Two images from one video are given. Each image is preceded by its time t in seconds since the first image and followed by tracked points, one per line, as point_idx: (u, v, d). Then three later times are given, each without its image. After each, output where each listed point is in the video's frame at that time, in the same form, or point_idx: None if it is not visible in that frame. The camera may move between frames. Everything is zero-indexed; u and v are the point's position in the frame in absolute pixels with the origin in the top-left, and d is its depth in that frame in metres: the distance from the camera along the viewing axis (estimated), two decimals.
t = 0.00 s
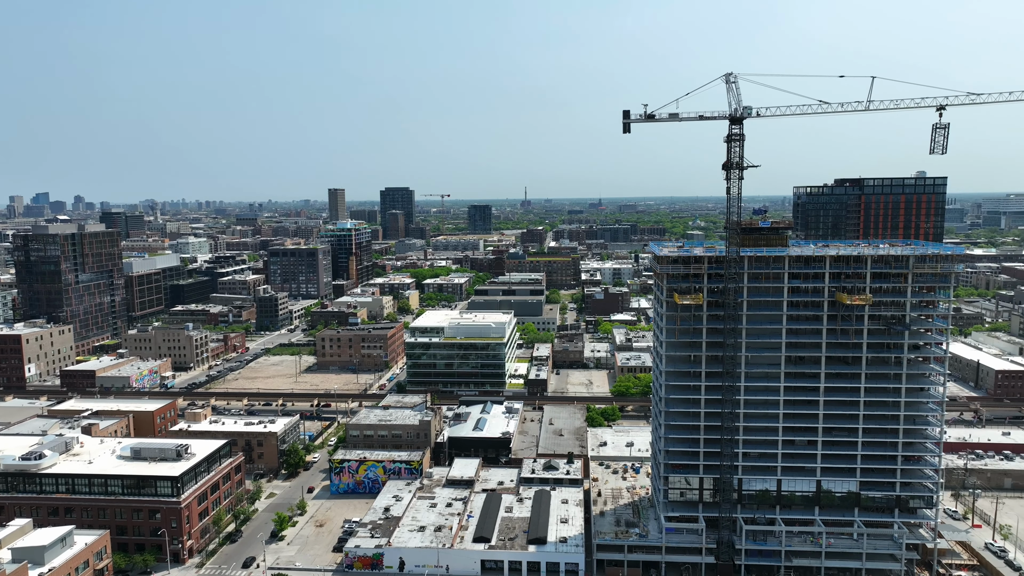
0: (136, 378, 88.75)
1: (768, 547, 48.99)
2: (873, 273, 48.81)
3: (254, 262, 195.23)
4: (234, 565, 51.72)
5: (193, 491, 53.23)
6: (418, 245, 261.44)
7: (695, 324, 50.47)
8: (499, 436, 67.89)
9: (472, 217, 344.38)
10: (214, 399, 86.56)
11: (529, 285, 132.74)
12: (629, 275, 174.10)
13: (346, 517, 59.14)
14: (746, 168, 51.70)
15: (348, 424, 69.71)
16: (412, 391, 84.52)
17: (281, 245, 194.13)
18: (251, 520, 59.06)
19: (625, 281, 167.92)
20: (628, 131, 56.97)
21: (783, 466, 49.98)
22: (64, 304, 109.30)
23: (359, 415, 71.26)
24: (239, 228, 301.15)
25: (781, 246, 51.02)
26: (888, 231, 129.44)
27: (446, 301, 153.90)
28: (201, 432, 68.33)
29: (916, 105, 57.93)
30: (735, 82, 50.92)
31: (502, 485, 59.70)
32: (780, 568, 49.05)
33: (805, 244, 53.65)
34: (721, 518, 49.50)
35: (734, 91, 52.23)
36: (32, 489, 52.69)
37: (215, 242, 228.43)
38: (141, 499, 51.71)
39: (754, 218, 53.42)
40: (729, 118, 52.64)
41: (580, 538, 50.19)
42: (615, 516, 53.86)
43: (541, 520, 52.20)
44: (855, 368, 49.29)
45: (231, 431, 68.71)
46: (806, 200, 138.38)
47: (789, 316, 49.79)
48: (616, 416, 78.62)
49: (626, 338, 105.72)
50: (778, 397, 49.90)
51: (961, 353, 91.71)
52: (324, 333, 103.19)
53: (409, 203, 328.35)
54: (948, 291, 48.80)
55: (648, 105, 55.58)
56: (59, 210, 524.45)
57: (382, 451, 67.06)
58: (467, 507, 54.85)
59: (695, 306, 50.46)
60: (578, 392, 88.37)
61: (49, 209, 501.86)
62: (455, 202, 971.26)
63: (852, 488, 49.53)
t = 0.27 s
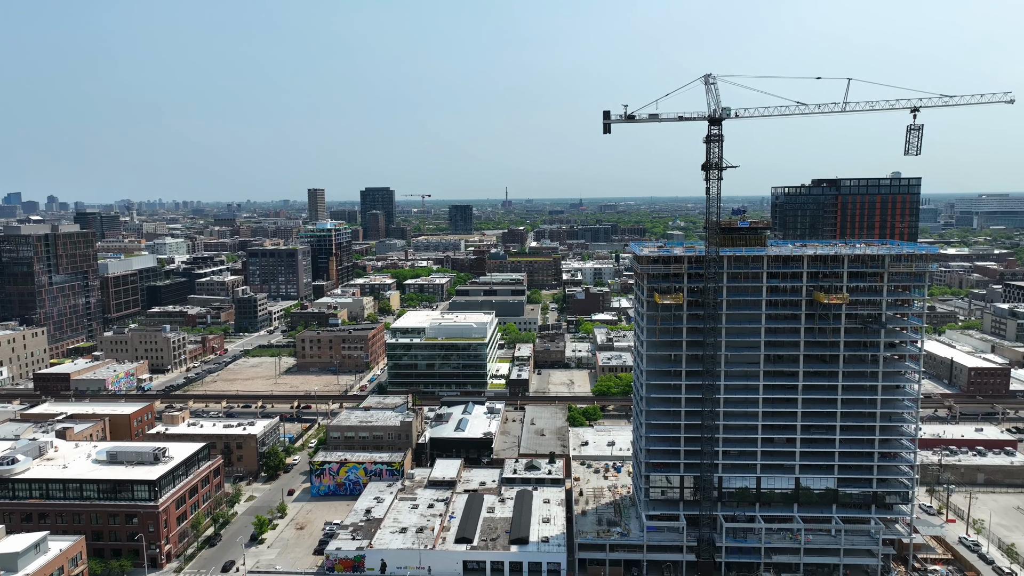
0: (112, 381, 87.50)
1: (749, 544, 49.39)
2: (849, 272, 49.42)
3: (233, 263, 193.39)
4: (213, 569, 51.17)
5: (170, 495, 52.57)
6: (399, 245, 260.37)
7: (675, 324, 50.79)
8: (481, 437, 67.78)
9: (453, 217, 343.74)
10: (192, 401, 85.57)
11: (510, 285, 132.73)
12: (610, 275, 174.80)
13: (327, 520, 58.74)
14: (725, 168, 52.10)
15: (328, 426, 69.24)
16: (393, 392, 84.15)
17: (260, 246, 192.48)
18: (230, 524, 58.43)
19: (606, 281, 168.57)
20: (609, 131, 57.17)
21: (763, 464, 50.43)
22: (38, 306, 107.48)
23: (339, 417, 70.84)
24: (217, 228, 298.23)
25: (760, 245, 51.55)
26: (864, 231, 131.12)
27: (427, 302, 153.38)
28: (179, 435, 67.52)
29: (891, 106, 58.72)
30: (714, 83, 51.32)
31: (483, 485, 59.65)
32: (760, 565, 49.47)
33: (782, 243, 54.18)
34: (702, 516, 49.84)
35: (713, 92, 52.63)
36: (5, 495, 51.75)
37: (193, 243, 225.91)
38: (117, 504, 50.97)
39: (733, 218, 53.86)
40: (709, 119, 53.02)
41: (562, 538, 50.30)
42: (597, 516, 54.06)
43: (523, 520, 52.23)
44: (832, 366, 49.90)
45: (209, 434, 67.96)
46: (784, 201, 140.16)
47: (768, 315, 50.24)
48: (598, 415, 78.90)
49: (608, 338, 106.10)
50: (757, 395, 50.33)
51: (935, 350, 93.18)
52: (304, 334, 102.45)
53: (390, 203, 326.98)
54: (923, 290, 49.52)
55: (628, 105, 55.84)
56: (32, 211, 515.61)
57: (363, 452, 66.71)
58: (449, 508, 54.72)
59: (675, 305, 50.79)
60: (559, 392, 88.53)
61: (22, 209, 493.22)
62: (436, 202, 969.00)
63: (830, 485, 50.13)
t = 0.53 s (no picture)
0: (87, 384, 86.15)
1: (729, 542, 49.60)
2: (827, 271, 50.02)
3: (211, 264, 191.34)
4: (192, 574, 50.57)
5: (148, 499, 51.87)
6: (380, 245, 259.11)
7: (656, 324, 51.09)
8: (463, 437, 67.66)
9: (434, 218, 342.89)
10: (169, 404, 84.49)
11: (491, 285, 132.68)
12: (591, 275, 175.37)
13: (308, 522, 58.31)
14: (705, 169, 52.49)
15: (308, 428, 68.75)
16: (374, 393, 83.74)
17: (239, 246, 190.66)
18: (209, 528, 57.78)
19: (586, 281, 169.10)
20: (589, 131, 57.34)
21: (742, 462, 50.86)
22: (10, 309, 105.52)
23: (320, 419, 70.35)
24: (194, 229, 294.78)
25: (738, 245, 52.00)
26: (841, 231, 132.77)
27: (408, 303, 152.80)
28: (156, 438, 66.65)
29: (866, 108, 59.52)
30: (693, 84, 51.67)
31: (465, 486, 59.55)
32: (740, 562, 49.86)
33: (761, 243, 54.69)
34: (682, 514, 50.18)
35: (693, 93, 53.01)
36: None
37: (170, 243, 223.08)
38: (93, 509, 50.19)
39: (712, 218, 54.24)
40: (688, 120, 53.38)
41: (544, 538, 50.37)
42: (579, 515, 54.22)
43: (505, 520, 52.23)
44: (810, 365, 50.51)
45: (187, 437, 67.16)
46: (762, 201, 141.43)
47: (747, 314, 50.68)
48: (579, 415, 79.12)
49: (589, 338, 106.44)
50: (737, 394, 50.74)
51: (910, 348, 94.62)
52: (284, 335, 101.65)
53: (370, 203, 325.34)
54: (898, 289, 50.25)
55: (609, 106, 56.07)
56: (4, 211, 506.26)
57: (343, 454, 66.31)
58: (431, 509, 54.57)
59: (656, 305, 51.09)
60: (541, 392, 88.68)
61: None
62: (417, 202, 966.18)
63: (808, 482, 50.69)
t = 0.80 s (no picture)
0: (61, 387, 84.74)
1: (709, 539, 50.08)
2: (804, 271, 50.58)
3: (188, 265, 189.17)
4: None
5: (124, 504, 51.14)
6: (360, 246, 257.87)
7: (636, 323, 51.38)
8: (444, 438, 67.48)
9: (415, 218, 341.85)
10: (146, 407, 83.40)
11: (472, 285, 132.53)
12: (571, 276, 175.85)
13: (288, 525, 57.85)
14: (684, 169, 52.85)
15: (288, 430, 68.21)
16: (354, 395, 83.30)
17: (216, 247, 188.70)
18: (187, 532, 57.10)
19: (567, 281, 169.53)
20: (569, 131, 57.52)
21: (722, 460, 51.27)
22: None
23: (300, 420, 69.82)
24: (171, 229, 291.41)
25: (716, 245, 52.54)
26: (817, 231, 134.51)
27: (388, 303, 152.16)
28: (133, 442, 65.76)
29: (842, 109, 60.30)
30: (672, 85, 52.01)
31: (447, 486, 59.42)
32: (721, 559, 50.30)
33: (739, 243, 55.17)
34: (663, 513, 50.48)
35: (672, 95, 53.38)
36: None
37: (146, 244, 220.21)
38: (68, 514, 49.38)
39: (691, 218, 54.66)
40: (667, 121, 53.72)
41: (525, 538, 50.38)
42: (561, 515, 54.34)
43: (487, 521, 52.21)
44: (788, 363, 51.06)
45: (164, 440, 66.32)
46: (742, 201, 143.33)
47: (726, 313, 51.12)
48: (560, 415, 79.26)
49: (570, 338, 106.69)
50: (717, 393, 51.11)
51: (886, 346, 95.99)
52: (263, 337, 100.79)
53: (350, 204, 323.62)
54: (874, 288, 50.95)
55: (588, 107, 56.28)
56: None
57: (324, 456, 65.88)
58: (412, 510, 54.36)
59: (636, 305, 51.39)
60: (522, 392, 88.76)
61: None
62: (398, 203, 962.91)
63: (787, 480, 51.22)
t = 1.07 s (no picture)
0: (34, 391, 83.27)
1: (689, 537, 50.53)
2: (782, 270, 51.10)
3: (164, 266, 186.77)
4: None
5: (99, 508, 50.36)
6: (340, 246, 256.18)
7: (616, 323, 51.64)
8: (425, 439, 67.25)
9: (395, 218, 340.48)
10: (121, 410, 82.19)
11: (453, 286, 132.26)
12: (552, 276, 176.19)
13: (267, 528, 57.33)
14: (663, 170, 53.18)
15: (267, 432, 67.61)
16: (334, 396, 82.78)
17: (193, 248, 186.50)
18: (165, 536, 56.36)
19: (548, 281, 169.84)
20: (550, 132, 57.63)
21: (702, 458, 51.65)
22: None
23: (279, 422, 69.22)
24: (147, 230, 287.63)
25: (695, 245, 52.99)
26: (795, 231, 136.00)
27: (368, 304, 151.38)
28: (108, 445, 64.76)
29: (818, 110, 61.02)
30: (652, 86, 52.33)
31: (428, 487, 59.23)
32: (701, 556, 50.72)
33: (718, 243, 55.59)
34: (644, 511, 50.78)
35: (651, 95, 53.68)
36: None
37: (121, 245, 217.14)
38: (41, 520, 48.51)
39: (670, 217, 55.03)
40: (647, 122, 54.02)
41: (507, 538, 50.39)
42: (542, 514, 54.43)
43: (468, 521, 52.12)
44: (766, 361, 51.58)
45: (141, 443, 65.40)
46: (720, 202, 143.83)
47: (706, 313, 51.51)
48: (542, 415, 79.37)
49: (551, 338, 106.85)
50: (696, 391, 51.45)
51: (862, 345, 97.32)
52: (241, 338, 99.82)
53: (330, 204, 321.38)
54: (850, 287, 51.62)
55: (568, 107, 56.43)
56: None
57: (304, 458, 65.39)
58: (393, 512, 54.13)
59: (616, 305, 51.64)
60: (503, 392, 88.79)
61: None
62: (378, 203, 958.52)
63: (766, 477, 51.69)
